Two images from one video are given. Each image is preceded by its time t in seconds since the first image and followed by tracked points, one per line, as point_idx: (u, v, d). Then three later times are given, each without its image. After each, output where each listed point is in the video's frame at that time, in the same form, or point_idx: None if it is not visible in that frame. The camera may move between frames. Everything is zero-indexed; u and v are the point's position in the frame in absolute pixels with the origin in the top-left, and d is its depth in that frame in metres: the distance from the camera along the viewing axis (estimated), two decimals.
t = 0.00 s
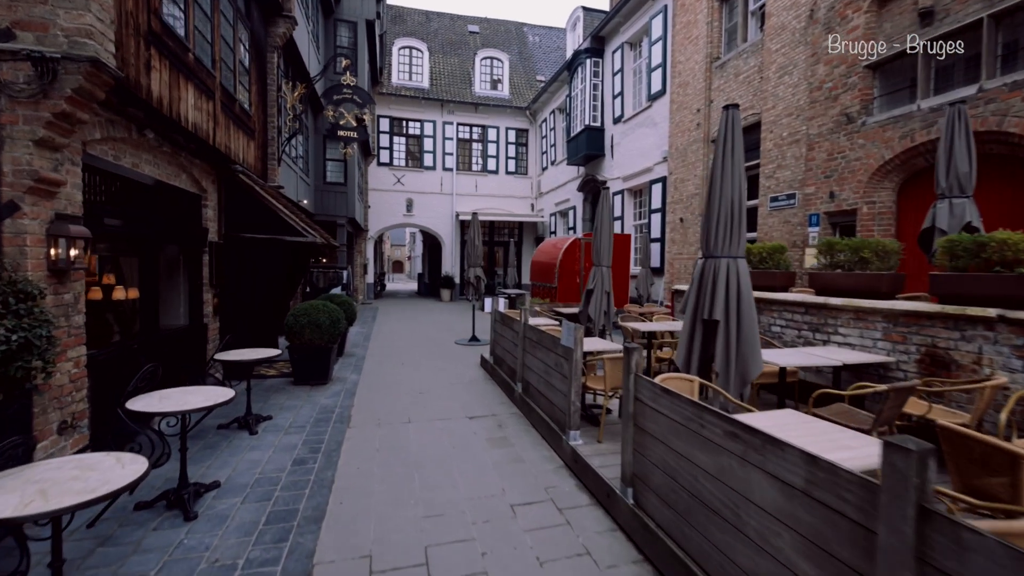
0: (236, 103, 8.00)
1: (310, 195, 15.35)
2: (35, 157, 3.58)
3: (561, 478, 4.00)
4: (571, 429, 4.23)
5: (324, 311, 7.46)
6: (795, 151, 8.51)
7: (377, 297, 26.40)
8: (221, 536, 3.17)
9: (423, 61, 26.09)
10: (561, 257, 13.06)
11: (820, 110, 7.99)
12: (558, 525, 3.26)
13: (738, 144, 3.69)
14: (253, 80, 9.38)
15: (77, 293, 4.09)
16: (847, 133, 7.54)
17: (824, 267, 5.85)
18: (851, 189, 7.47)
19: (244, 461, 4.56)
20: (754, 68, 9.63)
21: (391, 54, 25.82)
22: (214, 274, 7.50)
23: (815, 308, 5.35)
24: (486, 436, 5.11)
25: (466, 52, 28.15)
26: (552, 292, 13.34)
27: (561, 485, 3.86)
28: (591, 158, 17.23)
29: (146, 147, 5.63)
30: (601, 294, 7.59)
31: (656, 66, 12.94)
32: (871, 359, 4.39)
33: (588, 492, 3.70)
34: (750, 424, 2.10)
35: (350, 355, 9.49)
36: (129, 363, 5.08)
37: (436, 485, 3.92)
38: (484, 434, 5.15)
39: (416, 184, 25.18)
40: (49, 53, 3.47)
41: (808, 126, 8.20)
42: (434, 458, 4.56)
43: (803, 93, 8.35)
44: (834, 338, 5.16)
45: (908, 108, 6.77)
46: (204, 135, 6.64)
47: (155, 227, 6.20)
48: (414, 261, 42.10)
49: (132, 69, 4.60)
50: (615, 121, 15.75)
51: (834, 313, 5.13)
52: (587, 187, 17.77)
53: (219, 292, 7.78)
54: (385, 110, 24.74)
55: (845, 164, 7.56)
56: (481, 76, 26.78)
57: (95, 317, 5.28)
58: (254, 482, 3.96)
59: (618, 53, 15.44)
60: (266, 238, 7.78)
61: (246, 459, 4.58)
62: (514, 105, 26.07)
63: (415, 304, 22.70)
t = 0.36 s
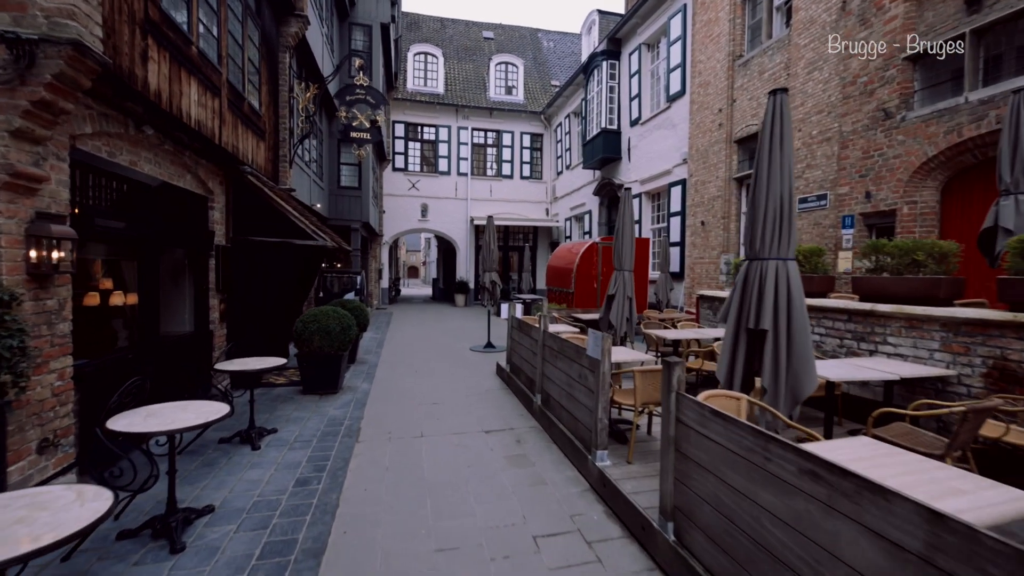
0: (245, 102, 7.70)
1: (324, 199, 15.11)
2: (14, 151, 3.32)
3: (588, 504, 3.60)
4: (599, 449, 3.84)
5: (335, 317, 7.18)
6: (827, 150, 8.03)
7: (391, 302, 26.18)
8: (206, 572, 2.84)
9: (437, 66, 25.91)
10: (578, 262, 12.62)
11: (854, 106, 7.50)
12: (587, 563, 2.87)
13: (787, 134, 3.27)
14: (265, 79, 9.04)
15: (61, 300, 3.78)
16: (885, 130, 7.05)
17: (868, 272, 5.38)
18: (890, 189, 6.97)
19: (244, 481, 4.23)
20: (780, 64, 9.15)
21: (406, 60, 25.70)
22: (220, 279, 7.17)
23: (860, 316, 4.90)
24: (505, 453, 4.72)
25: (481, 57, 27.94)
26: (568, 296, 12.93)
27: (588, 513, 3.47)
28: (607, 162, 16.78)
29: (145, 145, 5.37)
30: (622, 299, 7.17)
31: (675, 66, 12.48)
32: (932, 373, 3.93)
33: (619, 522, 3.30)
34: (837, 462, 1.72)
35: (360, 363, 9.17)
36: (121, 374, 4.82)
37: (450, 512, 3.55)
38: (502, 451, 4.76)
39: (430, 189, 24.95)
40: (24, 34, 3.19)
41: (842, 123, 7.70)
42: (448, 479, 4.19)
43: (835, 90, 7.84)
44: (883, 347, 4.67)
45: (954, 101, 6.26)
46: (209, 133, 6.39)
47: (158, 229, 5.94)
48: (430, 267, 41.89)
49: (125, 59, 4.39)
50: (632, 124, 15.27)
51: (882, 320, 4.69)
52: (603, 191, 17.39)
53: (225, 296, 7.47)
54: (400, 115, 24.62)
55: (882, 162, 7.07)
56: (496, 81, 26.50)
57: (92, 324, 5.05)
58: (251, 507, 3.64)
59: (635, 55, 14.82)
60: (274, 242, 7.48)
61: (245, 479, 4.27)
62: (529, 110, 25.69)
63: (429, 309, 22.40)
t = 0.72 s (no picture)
0: (256, 99, 7.37)
1: (337, 201, 14.83)
2: None
3: (619, 540, 3.19)
4: (630, 475, 3.43)
5: (343, 322, 6.86)
6: (866, 145, 7.51)
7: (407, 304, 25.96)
8: None
9: (453, 67, 25.62)
10: (596, 264, 12.15)
11: (897, 97, 6.97)
12: None
13: (852, 113, 2.78)
14: (274, 74, 8.42)
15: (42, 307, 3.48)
16: (934, 121, 6.51)
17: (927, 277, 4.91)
18: (941, 186, 6.43)
19: (240, 505, 3.90)
20: (812, 56, 8.55)
21: (421, 61, 25.49)
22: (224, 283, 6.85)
23: (920, 325, 4.42)
24: (524, 475, 4.32)
25: (497, 58, 27.60)
26: (586, 300, 12.46)
27: (620, 551, 3.06)
28: (625, 161, 16.26)
29: (142, 141, 5.09)
30: (647, 304, 6.72)
31: (696, 62, 11.95)
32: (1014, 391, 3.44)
33: (656, 564, 2.89)
34: (968, 536, 1.31)
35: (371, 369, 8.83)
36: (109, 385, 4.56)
37: (463, 548, 3.17)
38: (521, 473, 4.37)
39: (445, 190, 24.67)
40: None
41: (884, 115, 7.18)
42: (462, 505, 3.81)
43: (877, 81, 7.32)
44: (949, 361, 4.19)
45: (1014, 88, 5.72)
46: (212, 129, 6.07)
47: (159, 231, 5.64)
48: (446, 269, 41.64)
49: (116, 47, 4.12)
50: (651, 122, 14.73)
51: (946, 329, 4.21)
52: (621, 191, 16.84)
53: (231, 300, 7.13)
54: (415, 117, 24.42)
55: (930, 156, 6.55)
56: (511, 81, 26.10)
57: (81, 332, 4.80)
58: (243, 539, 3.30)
59: (654, 51, 14.35)
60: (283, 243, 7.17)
61: (241, 502, 3.94)
62: (544, 110, 25.20)
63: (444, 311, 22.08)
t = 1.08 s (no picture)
0: (258, 95, 6.90)
1: (348, 205, 14.49)
2: None
3: None
4: (672, 511, 3.02)
5: (351, 328, 6.47)
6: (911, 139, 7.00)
7: (418, 310, 25.62)
8: None
9: (465, 70, 25.35)
10: (614, 269, 11.65)
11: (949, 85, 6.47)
12: None
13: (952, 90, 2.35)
14: (280, 69, 8.01)
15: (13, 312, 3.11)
16: (995, 109, 6.01)
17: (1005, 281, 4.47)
18: (1004, 180, 5.91)
19: (231, 534, 3.49)
20: (849, 43, 8.11)
21: (433, 65, 25.28)
22: (229, 288, 6.40)
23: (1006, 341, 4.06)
24: (546, 503, 3.90)
25: (509, 60, 27.32)
26: (604, 306, 11.97)
27: None
28: (643, 162, 15.81)
29: (136, 135, 4.62)
30: (675, 311, 6.26)
31: (720, 56, 11.55)
32: None
33: None
34: None
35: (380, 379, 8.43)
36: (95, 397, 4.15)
37: None
38: (542, 500, 3.95)
39: (458, 194, 24.36)
40: None
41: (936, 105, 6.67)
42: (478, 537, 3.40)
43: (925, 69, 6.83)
44: None
45: None
46: (212, 125, 5.57)
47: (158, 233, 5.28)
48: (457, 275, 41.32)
49: (100, 29, 3.77)
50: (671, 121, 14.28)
51: None
52: (638, 193, 16.44)
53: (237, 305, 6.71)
54: (427, 120, 24.19)
55: (993, 148, 6.04)
56: (524, 83, 25.75)
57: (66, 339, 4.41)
58: None
59: (673, 47, 13.93)
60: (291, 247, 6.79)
61: (231, 532, 3.53)
62: (558, 111, 24.75)
63: (456, 317, 21.69)
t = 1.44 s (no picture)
0: (262, 87, 6.42)
1: (358, 205, 14.07)
2: None
3: None
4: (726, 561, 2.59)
5: (358, 335, 6.05)
6: (963, 128, 6.46)
7: (429, 312, 25.24)
8: None
9: (477, 67, 24.99)
10: (633, 271, 11.13)
11: (1010, 69, 5.93)
12: None
13: None
14: (284, 60, 7.46)
15: None
16: None
17: None
18: None
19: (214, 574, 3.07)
20: (890, 27, 7.60)
21: (445, 63, 24.92)
22: (228, 292, 5.99)
23: None
24: (571, 539, 3.45)
25: (521, 58, 26.90)
26: (622, 310, 11.48)
27: None
28: (661, 159, 15.34)
29: (122, 126, 4.12)
30: (706, 317, 5.79)
31: (745, 48, 11.08)
32: None
33: None
34: None
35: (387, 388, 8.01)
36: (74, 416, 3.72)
37: None
38: (567, 535, 3.51)
39: (469, 194, 23.96)
40: None
41: (993, 90, 6.13)
42: None
43: (980, 51, 6.30)
44: None
45: None
46: (208, 117, 5.00)
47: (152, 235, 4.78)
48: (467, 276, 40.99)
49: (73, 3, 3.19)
50: (691, 116, 13.76)
51: None
52: (656, 192, 16.01)
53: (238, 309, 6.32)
54: (438, 119, 23.87)
55: None
56: (537, 81, 25.32)
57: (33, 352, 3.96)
58: None
59: (694, 39, 13.47)
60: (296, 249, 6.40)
61: (215, 571, 3.10)
62: (571, 109, 24.22)
63: (467, 320, 21.28)
